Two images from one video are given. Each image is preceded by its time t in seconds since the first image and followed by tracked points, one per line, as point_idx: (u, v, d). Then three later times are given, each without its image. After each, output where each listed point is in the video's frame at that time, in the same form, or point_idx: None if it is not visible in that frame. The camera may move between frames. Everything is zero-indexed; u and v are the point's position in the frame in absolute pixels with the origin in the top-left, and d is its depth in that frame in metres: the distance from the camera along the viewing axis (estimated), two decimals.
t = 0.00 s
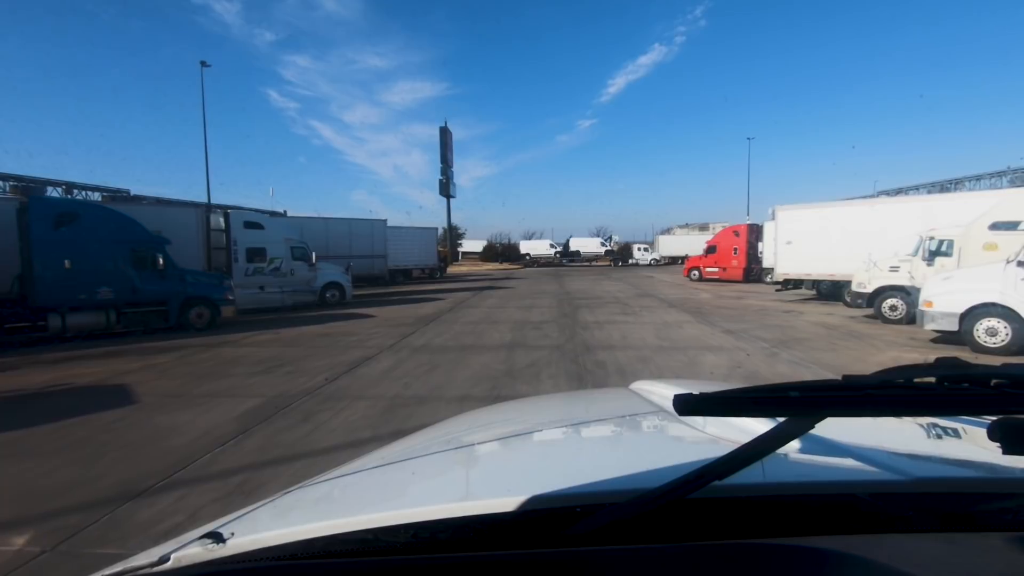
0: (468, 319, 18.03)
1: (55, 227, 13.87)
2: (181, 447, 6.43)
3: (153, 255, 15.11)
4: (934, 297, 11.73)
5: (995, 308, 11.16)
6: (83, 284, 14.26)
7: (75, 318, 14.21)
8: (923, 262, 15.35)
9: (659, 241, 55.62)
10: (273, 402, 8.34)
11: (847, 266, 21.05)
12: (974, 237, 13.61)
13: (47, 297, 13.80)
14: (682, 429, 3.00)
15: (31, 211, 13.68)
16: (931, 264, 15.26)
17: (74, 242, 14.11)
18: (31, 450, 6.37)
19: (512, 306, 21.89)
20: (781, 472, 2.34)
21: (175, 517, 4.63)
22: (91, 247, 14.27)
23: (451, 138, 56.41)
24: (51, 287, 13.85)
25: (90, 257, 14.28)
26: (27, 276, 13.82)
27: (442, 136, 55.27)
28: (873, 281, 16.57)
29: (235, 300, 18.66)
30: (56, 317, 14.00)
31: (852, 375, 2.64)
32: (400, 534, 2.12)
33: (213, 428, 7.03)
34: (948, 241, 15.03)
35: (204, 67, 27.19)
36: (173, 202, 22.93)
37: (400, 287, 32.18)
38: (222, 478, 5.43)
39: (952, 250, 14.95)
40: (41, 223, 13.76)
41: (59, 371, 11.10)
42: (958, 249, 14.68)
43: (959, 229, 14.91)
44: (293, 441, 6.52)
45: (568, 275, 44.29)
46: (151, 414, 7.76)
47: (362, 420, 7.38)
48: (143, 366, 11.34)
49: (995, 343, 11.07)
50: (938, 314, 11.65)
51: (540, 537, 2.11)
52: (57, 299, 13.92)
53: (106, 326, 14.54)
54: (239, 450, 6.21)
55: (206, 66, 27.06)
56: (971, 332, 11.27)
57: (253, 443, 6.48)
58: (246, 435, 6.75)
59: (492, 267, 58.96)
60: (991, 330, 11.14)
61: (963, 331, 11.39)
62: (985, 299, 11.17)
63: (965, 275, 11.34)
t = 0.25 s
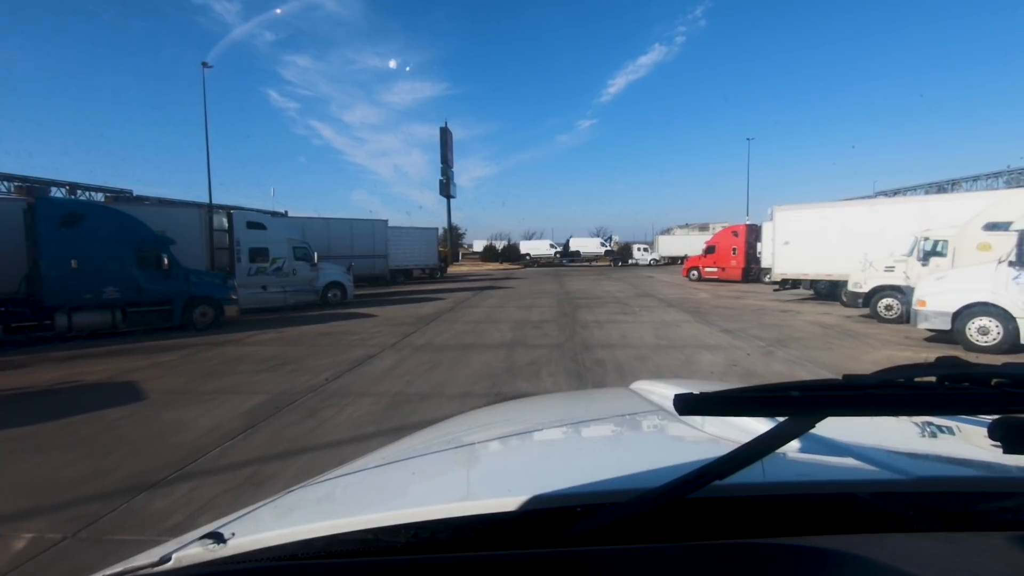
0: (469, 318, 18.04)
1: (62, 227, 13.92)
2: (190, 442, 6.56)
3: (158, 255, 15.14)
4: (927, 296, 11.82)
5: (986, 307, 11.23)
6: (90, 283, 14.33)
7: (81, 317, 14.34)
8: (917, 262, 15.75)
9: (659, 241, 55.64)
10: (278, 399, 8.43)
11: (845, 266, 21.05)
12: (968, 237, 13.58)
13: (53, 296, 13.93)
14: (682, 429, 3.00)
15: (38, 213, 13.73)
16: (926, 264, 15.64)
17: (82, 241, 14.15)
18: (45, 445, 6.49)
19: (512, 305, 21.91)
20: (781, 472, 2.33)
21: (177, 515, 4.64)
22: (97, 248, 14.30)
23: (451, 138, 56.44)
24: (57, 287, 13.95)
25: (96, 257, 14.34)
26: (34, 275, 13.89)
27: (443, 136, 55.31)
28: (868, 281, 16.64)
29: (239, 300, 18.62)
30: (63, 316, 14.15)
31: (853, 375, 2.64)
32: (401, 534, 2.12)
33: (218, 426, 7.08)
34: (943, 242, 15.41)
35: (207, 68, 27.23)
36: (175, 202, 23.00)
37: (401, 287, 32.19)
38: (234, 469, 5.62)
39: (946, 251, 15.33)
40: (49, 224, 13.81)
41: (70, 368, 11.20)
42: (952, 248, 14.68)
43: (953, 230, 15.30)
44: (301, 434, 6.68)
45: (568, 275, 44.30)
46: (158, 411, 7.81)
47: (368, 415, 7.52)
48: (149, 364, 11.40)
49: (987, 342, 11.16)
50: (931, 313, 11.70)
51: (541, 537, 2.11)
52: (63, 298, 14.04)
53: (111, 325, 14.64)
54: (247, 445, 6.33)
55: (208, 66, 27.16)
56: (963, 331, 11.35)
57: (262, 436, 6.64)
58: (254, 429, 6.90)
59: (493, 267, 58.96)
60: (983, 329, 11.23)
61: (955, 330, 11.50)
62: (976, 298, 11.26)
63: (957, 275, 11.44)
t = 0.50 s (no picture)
0: (469, 317, 18.06)
1: (68, 227, 13.98)
2: (197, 436, 6.66)
3: (162, 255, 15.32)
4: (919, 296, 12.09)
5: (977, 306, 11.46)
6: (95, 283, 14.42)
7: (86, 316, 14.45)
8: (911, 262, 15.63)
9: (658, 241, 55.63)
10: (282, 395, 8.49)
11: (843, 266, 21.03)
12: (961, 236, 13.54)
13: (59, 296, 13.96)
14: (682, 430, 3.00)
15: (44, 213, 13.79)
16: (919, 264, 15.53)
17: (87, 242, 14.23)
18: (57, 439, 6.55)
19: (512, 305, 21.93)
20: (782, 472, 2.33)
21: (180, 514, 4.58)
22: (102, 247, 14.40)
23: (451, 138, 56.47)
24: (62, 286, 14.00)
25: (101, 257, 14.44)
26: (40, 275, 13.95)
27: (443, 136, 55.34)
28: (865, 281, 16.94)
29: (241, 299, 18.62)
30: (68, 315, 14.24)
31: (853, 376, 2.64)
32: (401, 534, 2.12)
33: (223, 422, 7.14)
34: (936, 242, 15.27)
35: (207, 69, 27.29)
36: (177, 202, 23.07)
37: (401, 287, 32.20)
38: (244, 461, 5.75)
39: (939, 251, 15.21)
40: (55, 224, 13.88)
41: (75, 366, 11.26)
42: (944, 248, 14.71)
43: (947, 229, 15.08)
44: (306, 429, 6.80)
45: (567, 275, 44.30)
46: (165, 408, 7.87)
47: (371, 410, 7.61)
48: (153, 362, 11.45)
49: (977, 341, 11.42)
50: (924, 313, 11.98)
51: (541, 537, 2.11)
52: (68, 298, 14.09)
53: (115, 324, 14.79)
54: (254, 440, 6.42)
55: (209, 67, 27.26)
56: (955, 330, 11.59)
57: (267, 431, 6.75)
58: (260, 425, 6.99)
59: (493, 267, 58.96)
60: (974, 327, 11.48)
61: (947, 329, 11.78)
62: (967, 298, 11.50)
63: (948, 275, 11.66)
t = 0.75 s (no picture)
0: (469, 317, 18.07)
1: (73, 227, 14.09)
2: (205, 432, 6.85)
3: (165, 255, 15.45)
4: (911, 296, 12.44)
5: (968, 305, 11.76)
6: (99, 283, 14.51)
7: (91, 316, 14.48)
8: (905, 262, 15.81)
9: (657, 241, 55.67)
10: (286, 393, 8.56)
11: (839, 266, 21.06)
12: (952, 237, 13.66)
13: (63, 295, 14.05)
14: (682, 430, 3.00)
15: (50, 213, 13.91)
16: (913, 264, 15.64)
17: (92, 242, 14.34)
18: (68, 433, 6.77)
19: (511, 304, 21.94)
20: (782, 472, 2.33)
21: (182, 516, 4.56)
22: (106, 247, 14.51)
23: (451, 138, 56.50)
24: (67, 286, 14.09)
25: (105, 257, 14.54)
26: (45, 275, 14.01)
27: (442, 136, 55.35)
28: (859, 280, 17.01)
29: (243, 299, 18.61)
30: (72, 314, 14.24)
31: (853, 376, 2.63)
32: (401, 534, 2.12)
33: (228, 420, 7.22)
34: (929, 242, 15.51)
35: (207, 70, 27.39)
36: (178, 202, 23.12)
37: (401, 287, 32.23)
38: (251, 456, 5.93)
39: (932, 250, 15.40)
40: (60, 224, 13.98)
41: (79, 365, 11.33)
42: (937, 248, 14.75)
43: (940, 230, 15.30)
44: (310, 424, 6.99)
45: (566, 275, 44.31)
46: (171, 406, 7.93)
47: (373, 407, 7.76)
48: (159, 360, 11.54)
49: (967, 338, 11.74)
50: (915, 311, 12.33)
51: (541, 537, 2.11)
52: (73, 297, 14.15)
53: (119, 324, 14.87)
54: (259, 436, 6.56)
55: (209, 68, 27.36)
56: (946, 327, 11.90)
57: (272, 427, 6.91)
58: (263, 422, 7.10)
59: (492, 267, 58.98)
60: (964, 325, 11.79)
61: (939, 327, 12.10)
62: (958, 297, 11.81)
63: (940, 274, 12.04)
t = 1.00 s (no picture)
0: (469, 316, 18.08)
1: (78, 228, 14.17)
2: (212, 427, 6.99)
3: (168, 255, 15.57)
4: (904, 295, 12.56)
5: (959, 305, 11.82)
6: (103, 283, 14.63)
7: (95, 315, 14.63)
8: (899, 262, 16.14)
9: (656, 241, 55.71)
10: (287, 392, 8.59)
11: (836, 266, 21.09)
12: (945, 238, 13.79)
13: (68, 295, 14.15)
14: (682, 429, 3.00)
15: (56, 214, 13.96)
16: (906, 264, 16.04)
17: (96, 242, 14.43)
18: (80, 429, 6.94)
19: (510, 304, 21.95)
20: (782, 472, 2.34)
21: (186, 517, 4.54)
22: (110, 248, 14.60)
23: (450, 139, 56.51)
24: (72, 286, 14.20)
25: (110, 257, 14.65)
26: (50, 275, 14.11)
27: (442, 137, 55.36)
28: (853, 281, 17.23)
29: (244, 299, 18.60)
30: (77, 314, 14.39)
31: (853, 375, 2.63)
32: (402, 534, 2.12)
33: (232, 418, 7.29)
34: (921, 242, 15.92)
35: (207, 71, 27.45)
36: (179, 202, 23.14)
37: (400, 286, 32.27)
38: (257, 449, 6.12)
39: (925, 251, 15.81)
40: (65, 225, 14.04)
41: (82, 364, 11.36)
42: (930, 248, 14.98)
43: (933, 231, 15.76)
44: (315, 420, 7.16)
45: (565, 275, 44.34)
46: (176, 404, 7.99)
47: (374, 404, 7.85)
48: (163, 358, 11.61)
49: (958, 337, 11.79)
50: (907, 310, 12.45)
51: (541, 536, 2.11)
52: (78, 297, 14.28)
53: (123, 323, 15.02)
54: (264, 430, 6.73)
55: (209, 69, 27.37)
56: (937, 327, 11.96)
57: (273, 426, 6.89)
58: (262, 421, 7.09)
59: (492, 267, 58.99)
60: (955, 324, 11.85)
61: (930, 326, 12.17)
62: (948, 296, 11.88)
63: (932, 274, 12.13)
